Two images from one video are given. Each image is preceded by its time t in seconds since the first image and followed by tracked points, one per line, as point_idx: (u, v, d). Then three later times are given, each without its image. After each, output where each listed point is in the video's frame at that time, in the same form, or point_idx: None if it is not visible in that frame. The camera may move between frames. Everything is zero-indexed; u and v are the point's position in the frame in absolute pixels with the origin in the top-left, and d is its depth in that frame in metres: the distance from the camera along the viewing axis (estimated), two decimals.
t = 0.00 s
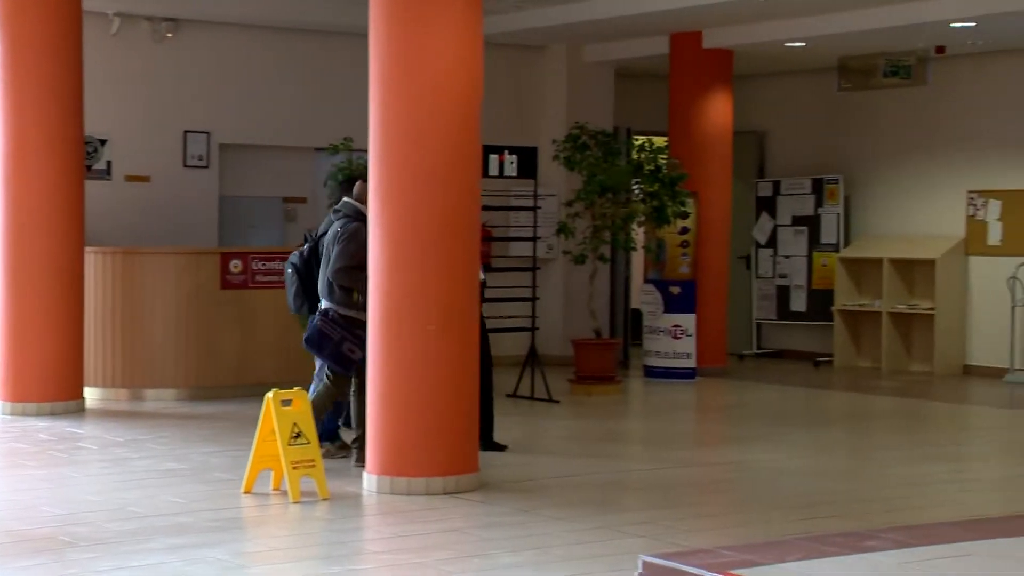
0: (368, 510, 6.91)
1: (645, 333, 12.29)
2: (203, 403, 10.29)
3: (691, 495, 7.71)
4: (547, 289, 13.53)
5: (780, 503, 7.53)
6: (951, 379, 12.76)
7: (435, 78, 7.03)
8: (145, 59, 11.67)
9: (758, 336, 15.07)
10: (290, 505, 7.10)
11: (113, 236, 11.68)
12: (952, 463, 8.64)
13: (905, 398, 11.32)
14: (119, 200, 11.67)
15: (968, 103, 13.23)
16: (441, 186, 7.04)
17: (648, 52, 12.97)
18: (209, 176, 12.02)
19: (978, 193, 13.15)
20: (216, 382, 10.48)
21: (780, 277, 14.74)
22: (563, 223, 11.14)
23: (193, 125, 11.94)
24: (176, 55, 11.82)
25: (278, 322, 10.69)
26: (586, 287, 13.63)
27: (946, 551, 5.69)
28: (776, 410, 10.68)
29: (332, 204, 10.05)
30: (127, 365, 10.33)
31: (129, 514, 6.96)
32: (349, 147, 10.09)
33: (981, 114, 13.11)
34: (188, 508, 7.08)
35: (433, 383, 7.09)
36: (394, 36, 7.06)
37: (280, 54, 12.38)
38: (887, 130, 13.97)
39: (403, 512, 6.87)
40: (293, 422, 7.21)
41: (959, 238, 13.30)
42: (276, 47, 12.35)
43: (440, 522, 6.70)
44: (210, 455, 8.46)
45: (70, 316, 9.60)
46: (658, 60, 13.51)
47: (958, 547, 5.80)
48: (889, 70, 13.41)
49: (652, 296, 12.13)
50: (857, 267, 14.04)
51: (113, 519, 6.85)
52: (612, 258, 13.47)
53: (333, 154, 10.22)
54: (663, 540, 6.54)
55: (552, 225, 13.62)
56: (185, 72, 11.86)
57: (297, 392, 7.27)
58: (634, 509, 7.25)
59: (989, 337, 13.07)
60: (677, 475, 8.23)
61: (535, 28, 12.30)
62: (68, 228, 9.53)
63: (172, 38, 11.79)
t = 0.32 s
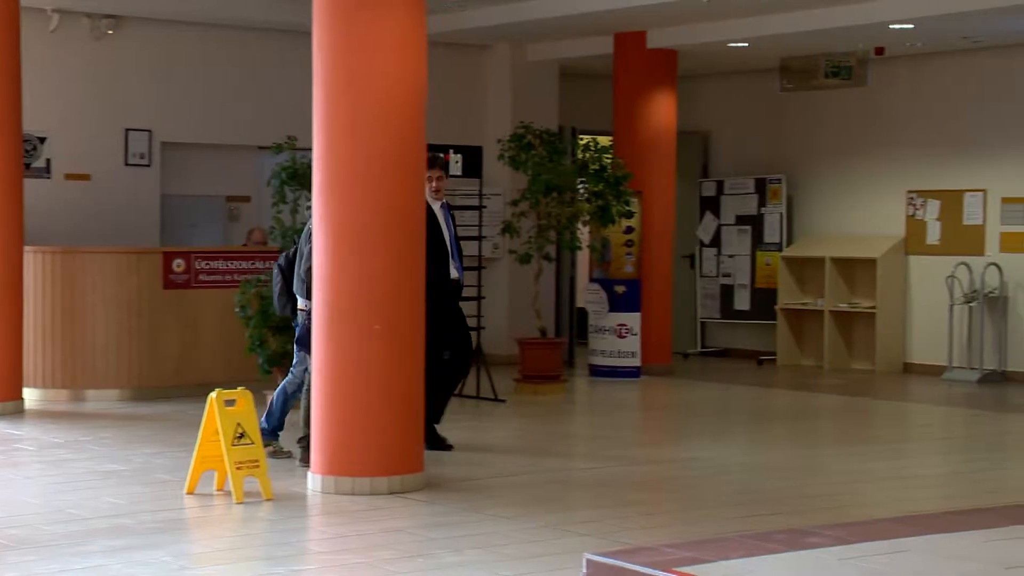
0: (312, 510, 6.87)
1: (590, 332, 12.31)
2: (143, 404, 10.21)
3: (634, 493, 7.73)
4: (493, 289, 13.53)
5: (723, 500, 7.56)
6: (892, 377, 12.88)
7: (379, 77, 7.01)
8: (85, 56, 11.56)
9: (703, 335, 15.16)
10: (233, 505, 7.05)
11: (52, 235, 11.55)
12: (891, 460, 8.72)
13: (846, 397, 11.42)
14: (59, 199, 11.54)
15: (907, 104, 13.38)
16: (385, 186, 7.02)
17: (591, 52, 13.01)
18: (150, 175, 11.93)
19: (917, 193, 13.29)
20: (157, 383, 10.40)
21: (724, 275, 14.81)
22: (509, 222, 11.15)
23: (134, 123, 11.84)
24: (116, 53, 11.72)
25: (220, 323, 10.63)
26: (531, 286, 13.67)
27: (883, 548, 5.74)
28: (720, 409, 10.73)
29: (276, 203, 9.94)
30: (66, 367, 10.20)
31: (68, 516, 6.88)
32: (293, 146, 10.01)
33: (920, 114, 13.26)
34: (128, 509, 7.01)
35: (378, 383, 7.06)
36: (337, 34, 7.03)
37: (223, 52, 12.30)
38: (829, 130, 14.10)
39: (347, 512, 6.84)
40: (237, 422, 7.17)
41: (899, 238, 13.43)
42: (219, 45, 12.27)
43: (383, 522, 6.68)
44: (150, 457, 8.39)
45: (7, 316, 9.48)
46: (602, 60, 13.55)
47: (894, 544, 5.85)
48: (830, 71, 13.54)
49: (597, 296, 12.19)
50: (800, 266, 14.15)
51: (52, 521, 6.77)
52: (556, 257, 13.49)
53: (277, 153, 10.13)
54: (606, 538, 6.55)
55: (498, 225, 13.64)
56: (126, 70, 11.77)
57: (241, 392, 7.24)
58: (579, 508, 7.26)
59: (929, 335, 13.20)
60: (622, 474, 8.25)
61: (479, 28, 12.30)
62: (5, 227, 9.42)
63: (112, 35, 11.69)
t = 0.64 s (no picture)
0: (250, 517, 6.64)
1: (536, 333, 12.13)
2: (77, 408, 9.92)
3: (581, 496, 7.56)
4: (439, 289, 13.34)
5: (671, 503, 7.41)
6: (840, 377, 12.82)
7: (320, 67, 6.80)
8: (16, 48, 11.25)
9: (650, 335, 15.03)
10: (169, 512, 6.81)
11: None
12: (840, 461, 8.62)
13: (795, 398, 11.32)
14: None
15: (854, 102, 13.33)
16: (326, 181, 6.82)
17: (536, 48, 12.87)
18: (84, 172, 11.64)
19: (865, 192, 13.24)
20: (92, 385, 10.12)
21: (672, 275, 14.69)
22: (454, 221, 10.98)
23: (68, 118, 11.54)
24: (48, 45, 11.41)
25: (156, 323, 10.37)
26: (475, 285, 13.50)
27: (832, 551, 5.62)
28: (668, 410, 10.60)
29: (214, 201, 9.64)
30: None
31: None
32: (232, 143, 9.71)
33: (867, 113, 13.21)
34: (59, 517, 6.75)
35: (319, 384, 6.85)
36: (275, 23, 6.81)
37: (157, 47, 12.03)
38: (776, 129, 14.03)
39: (287, 518, 6.62)
40: (172, 426, 6.93)
41: (847, 237, 13.36)
42: (155, 38, 11.99)
43: (324, 528, 6.47)
44: (83, 463, 8.12)
45: None
46: (547, 56, 13.39)
47: (843, 546, 5.73)
48: (779, 68, 13.51)
49: (543, 295, 12.00)
50: (748, 266, 14.07)
51: None
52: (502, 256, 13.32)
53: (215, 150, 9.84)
54: (552, 543, 6.37)
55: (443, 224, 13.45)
56: (58, 63, 11.47)
57: (177, 395, 7.00)
58: (524, 512, 7.08)
59: (877, 336, 13.15)
60: (569, 477, 8.08)
61: (421, 22, 12.11)
62: None
63: (44, 27, 11.39)
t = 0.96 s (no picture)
0: (196, 526, 6.33)
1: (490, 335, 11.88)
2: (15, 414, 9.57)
3: (538, 502, 7.30)
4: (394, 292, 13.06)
5: (631, 509, 7.16)
6: (800, 379, 12.64)
7: (264, 58, 6.52)
8: None
9: (608, 338, 14.80)
10: (110, 522, 6.49)
11: None
12: (801, 465, 8.41)
13: (756, 401, 11.12)
14: None
15: (813, 100, 13.18)
16: (271, 177, 6.53)
17: (490, 43, 12.62)
18: (20, 169, 11.34)
19: (826, 191, 13.07)
20: (31, 391, 9.77)
21: (629, 276, 14.47)
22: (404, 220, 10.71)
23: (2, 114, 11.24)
24: None
25: (97, 327, 10.03)
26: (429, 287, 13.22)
27: (794, 556, 5.40)
28: (626, 413, 10.37)
29: (156, 199, 9.32)
30: None
31: None
32: (175, 139, 9.42)
33: (827, 112, 13.07)
34: None
35: (266, 390, 6.54)
36: (218, 12, 6.52)
37: (97, 41, 11.75)
38: (734, 126, 13.86)
39: (235, 527, 6.31)
40: (113, 432, 6.61)
41: (808, 236, 13.18)
42: (93, 31, 11.71)
43: (271, 537, 6.16)
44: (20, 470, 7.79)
45: None
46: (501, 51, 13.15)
47: (806, 552, 5.51)
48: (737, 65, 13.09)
49: (497, 297, 11.72)
50: (708, 267, 13.87)
51: None
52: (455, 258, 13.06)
53: (157, 147, 9.53)
54: (508, 551, 6.11)
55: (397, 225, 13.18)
56: None
57: (118, 400, 6.68)
58: (479, 520, 6.81)
59: (838, 338, 12.97)
60: (526, 483, 7.80)
61: (371, 15, 11.86)
62: None
63: None
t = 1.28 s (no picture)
0: (161, 535, 6.00)
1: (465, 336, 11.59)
2: None
3: (518, 509, 6.99)
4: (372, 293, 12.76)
5: (613, 516, 6.87)
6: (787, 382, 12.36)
7: (228, 46, 6.18)
8: None
9: (588, 340, 14.51)
10: (71, 531, 6.15)
11: None
12: (787, 470, 8.12)
13: (739, 404, 10.85)
14: None
15: (797, 96, 12.94)
16: (237, 172, 6.19)
17: (467, 35, 12.35)
18: None
19: (812, 188, 12.80)
20: None
21: (610, 276, 14.19)
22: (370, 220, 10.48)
23: None
24: None
25: (58, 328, 9.72)
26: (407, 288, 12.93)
27: (776, 566, 5.12)
28: (608, 417, 10.08)
29: (120, 196, 9.01)
30: None
31: None
32: (139, 133, 9.10)
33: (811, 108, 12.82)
34: None
35: (233, 398, 6.21)
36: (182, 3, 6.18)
37: (61, 33, 11.47)
38: (716, 123, 13.60)
39: (203, 536, 5.98)
40: (75, 437, 6.28)
41: (794, 235, 12.90)
42: (54, 23, 11.43)
43: (240, 546, 5.84)
44: None
45: None
46: (478, 43, 12.88)
47: (790, 560, 5.23)
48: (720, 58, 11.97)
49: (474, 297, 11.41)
50: (691, 266, 13.59)
51: None
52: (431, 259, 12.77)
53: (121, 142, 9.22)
54: (485, 560, 5.79)
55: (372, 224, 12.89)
56: None
57: (81, 404, 6.34)
58: (454, 528, 6.50)
59: (825, 339, 12.70)
60: (505, 489, 7.49)
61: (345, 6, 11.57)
62: None
63: None
